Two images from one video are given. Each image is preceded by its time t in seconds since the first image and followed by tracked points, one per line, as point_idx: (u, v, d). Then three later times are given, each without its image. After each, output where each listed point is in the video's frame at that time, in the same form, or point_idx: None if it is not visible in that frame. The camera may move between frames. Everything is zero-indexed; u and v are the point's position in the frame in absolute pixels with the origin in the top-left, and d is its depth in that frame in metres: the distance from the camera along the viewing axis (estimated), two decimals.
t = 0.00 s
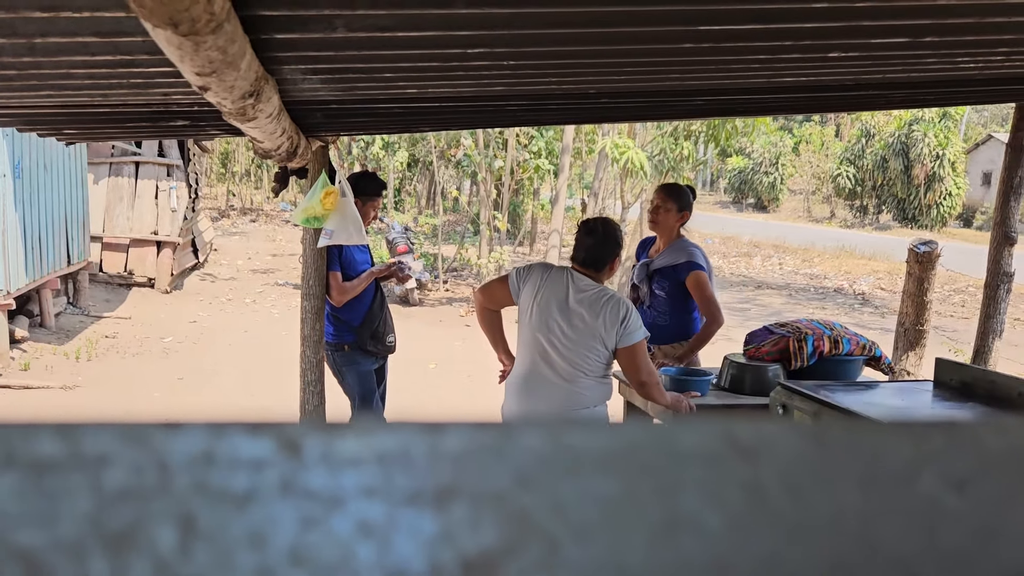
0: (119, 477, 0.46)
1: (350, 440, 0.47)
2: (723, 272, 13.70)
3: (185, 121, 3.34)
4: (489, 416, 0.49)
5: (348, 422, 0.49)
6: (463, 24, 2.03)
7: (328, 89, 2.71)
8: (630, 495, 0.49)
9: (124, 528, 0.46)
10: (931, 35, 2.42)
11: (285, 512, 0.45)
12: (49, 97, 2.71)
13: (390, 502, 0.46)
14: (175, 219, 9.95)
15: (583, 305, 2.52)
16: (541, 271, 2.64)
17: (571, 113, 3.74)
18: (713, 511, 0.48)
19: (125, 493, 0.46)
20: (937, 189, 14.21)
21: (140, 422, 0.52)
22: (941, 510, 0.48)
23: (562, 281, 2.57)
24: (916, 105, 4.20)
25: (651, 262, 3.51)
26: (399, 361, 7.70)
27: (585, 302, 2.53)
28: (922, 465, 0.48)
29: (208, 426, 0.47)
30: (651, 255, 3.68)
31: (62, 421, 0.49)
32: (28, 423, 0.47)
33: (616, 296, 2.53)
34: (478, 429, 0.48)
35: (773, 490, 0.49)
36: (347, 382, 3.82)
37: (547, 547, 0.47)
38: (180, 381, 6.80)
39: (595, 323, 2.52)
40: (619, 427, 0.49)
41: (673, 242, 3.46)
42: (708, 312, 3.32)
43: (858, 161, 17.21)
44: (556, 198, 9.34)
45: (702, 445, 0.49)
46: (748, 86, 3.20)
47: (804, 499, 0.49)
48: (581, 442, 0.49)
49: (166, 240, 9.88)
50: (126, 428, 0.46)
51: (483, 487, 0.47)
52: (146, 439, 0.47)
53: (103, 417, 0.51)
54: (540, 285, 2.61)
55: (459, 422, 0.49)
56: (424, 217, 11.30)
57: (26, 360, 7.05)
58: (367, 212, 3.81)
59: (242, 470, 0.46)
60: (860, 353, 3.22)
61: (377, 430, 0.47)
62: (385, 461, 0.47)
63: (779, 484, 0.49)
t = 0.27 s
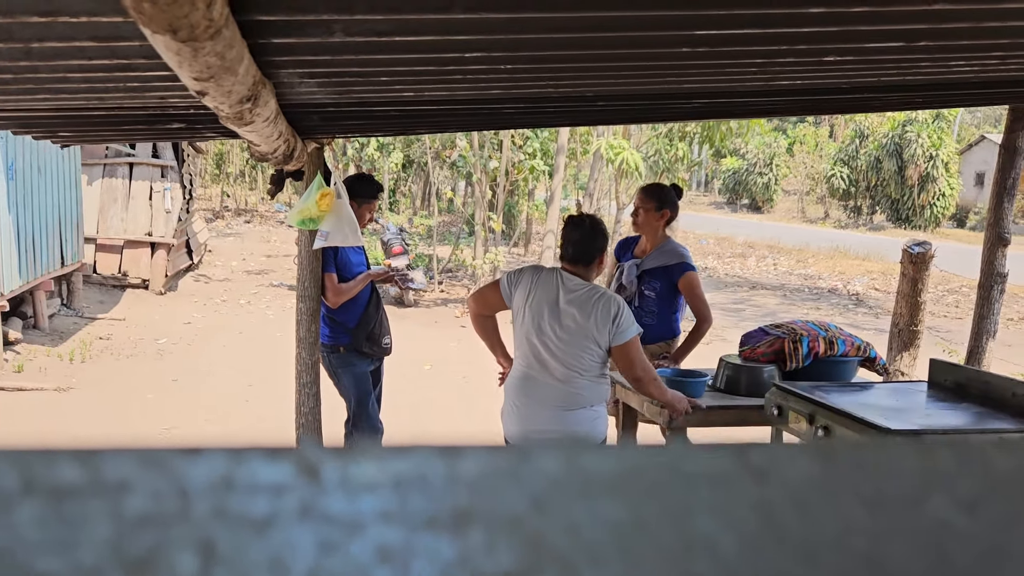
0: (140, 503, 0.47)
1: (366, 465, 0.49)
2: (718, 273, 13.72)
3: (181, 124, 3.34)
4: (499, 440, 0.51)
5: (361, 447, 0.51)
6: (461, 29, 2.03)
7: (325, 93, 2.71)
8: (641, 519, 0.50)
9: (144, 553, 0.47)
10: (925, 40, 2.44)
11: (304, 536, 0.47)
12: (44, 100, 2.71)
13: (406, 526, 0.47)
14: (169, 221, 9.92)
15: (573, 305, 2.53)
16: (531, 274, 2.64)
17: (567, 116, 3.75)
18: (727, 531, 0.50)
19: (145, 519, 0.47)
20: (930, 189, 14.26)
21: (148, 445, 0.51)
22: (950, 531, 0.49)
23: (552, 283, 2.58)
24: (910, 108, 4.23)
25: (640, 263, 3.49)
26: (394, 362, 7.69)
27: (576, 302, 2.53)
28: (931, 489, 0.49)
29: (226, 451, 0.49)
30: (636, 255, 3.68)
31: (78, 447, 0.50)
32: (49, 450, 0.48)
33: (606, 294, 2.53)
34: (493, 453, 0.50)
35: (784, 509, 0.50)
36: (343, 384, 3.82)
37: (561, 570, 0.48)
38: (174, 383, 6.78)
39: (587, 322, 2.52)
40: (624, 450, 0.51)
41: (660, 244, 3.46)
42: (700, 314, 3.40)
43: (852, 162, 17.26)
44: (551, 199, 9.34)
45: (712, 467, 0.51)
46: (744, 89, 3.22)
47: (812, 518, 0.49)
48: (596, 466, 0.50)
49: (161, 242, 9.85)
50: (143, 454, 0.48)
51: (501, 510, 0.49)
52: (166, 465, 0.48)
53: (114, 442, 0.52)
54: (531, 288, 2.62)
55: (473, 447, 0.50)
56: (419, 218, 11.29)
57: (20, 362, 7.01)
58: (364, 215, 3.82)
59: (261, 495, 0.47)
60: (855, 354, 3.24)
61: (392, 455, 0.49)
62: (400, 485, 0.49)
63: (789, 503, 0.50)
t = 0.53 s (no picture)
0: (167, 540, 0.42)
1: (394, 499, 0.44)
2: (713, 273, 13.75)
3: (178, 127, 3.33)
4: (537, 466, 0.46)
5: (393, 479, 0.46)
6: (460, 34, 2.03)
7: (323, 96, 2.70)
8: (670, 554, 0.44)
9: None
10: (923, 44, 2.44)
11: None
12: (40, 103, 2.69)
13: (433, 562, 0.42)
14: (164, 222, 9.90)
15: (569, 305, 2.53)
16: (525, 276, 2.64)
17: (565, 119, 3.75)
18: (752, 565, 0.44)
19: (173, 557, 0.42)
20: (924, 190, 14.31)
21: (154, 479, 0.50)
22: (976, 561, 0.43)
23: (547, 284, 2.58)
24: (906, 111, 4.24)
25: (642, 266, 3.48)
26: (391, 363, 7.69)
27: (571, 302, 2.54)
28: (956, 522, 0.44)
29: (256, 484, 0.44)
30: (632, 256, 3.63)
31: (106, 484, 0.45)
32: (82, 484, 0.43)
33: (601, 294, 2.54)
34: (522, 481, 0.45)
35: (809, 540, 0.44)
36: (339, 385, 3.81)
37: None
38: (170, 385, 6.75)
39: (583, 322, 2.52)
40: (654, 479, 0.45)
41: (661, 247, 3.48)
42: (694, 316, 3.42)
43: (846, 162, 17.32)
44: (547, 199, 9.35)
45: (740, 500, 0.46)
46: (741, 92, 3.22)
47: (836, 549, 0.44)
48: (626, 497, 0.45)
49: (155, 243, 9.83)
50: (173, 490, 0.43)
51: (524, 545, 0.44)
52: (195, 501, 0.43)
53: (145, 479, 0.48)
54: (525, 290, 2.62)
55: (503, 479, 0.46)
56: (415, 218, 11.30)
57: (14, 364, 6.97)
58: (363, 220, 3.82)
59: (289, 531, 0.43)
60: (851, 355, 3.25)
61: (419, 485, 0.44)
62: (430, 518, 0.44)
63: (818, 535, 0.44)
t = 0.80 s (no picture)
0: None
1: (394, 530, 0.43)
2: (711, 274, 13.76)
3: (174, 129, 3.32)
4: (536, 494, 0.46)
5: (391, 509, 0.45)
6: (458, 37, 2.03)
7: (320, 98, 2.70)
8: None
9: None
10: (921, 47, 2.44)
11: None
12: (36, 106, 2.68)
13: None
14: (161, 223, 9.88)
15: (570, 304, 2.54)
16: (523, 277, 2.64)
17: (563, 121, 3.75)
18: None
19: None
20: (922, 190, 14.33)
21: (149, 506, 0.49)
22: None
23: (546, 285, 2.58)
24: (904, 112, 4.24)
25: (651, 268, 3.48)
26: (388, 365, 7.68)
27: (572, 301, 2.55)
28: (969, 552, 0.43)
29: (250, 514, 0.43)
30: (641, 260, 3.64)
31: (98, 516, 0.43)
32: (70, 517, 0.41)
33: (601, 292, 2.56)
34: (527, 512, 0.44)
35: (822, 570, 0.43)
36: (337, 387, 3.81)
37: None
38: (167, 387, 6.74)
39: (584, 320, 2.54)
40: (662, 507, 0.45)
41: (671, 248, 3.48)
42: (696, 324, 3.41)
43: (843, 162, 17.34)
44: (544, 200, 9.35)
45: (752, 529, 0.44)
46: (739, 94, 3.22)
47: None
48: (633, 527, 0.44)
49: (153, 244, 9.81)
50: (170, 520, 0.42)
51: None
52: (191, 534, 0.42)
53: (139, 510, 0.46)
54: (524, 291, 2.61)
55: (507, 506, 0.45)
56: (412, 219, 11.28)
57: (11, 366, 6.95)
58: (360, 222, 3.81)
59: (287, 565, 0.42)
60: (849, 356, 3.25)
61: (421, 516, 0.44)
62: (432, 548, 0.43)
63: (829, 565, 0.43)
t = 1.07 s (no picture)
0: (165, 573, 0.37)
1: (396, 527, 0.40)
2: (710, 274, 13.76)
3: (174, 129, 3.31)
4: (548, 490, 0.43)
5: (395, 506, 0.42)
6: (457, 37, 2.02)
7: (320, 98, 2.70)
8: None
9: None
10: (921, 47, 2.44)
11: None
12: (35, 107, 2.67)
13: None
14: (160, 224, 9.88)
15: (571, 302, 2.55)
16: (522, 277, 2.63)
17: (562, 121, 3.74)
18: None
19: None
20: (920, 190, 14.34)
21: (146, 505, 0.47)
22: None
23: (546, 283, 2.59)
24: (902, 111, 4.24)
25: (668, 272, 3.50)
26: (388, 365, 7.68)
27: (572, 299, 2.55)
28: (980, 547, 0.40)
29: (253, 510, 0.40)
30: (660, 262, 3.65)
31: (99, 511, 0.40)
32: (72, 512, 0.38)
33: (601, 288, 2.57)
34: (531, 508, 0.42)
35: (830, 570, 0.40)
36: (337, 387, 3.81)
37: None
38: (167, 387, 6.74)
39: (585, 317, 2.54)
40: (668, 503, 0.42)
41: (689, 249, 3.48)
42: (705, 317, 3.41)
43: (842, 162, 17.36)
44: (543, 200, 9.35)
45: (755, 527, 0.42)
46: (739, 94, 3.22)
47: None
48: (637, 525, 0.42)
49: (152, 245, 9.81)
50: (169, 516, 0.39)
51: None
52: (192, 530, 0.39)
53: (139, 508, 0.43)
54: (524, 291, 2.61)
55: (510, 504, 0.42)
56: (412, 219, 11.29)
57: (10, 367, 6.94)
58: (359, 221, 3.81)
59: (289, 560, 0.38)
60: (848, 356, 3.25)
61: (425, 512, 0.41)
62: (435, 545, 0.40)
63: (839, 564, 0.40)
